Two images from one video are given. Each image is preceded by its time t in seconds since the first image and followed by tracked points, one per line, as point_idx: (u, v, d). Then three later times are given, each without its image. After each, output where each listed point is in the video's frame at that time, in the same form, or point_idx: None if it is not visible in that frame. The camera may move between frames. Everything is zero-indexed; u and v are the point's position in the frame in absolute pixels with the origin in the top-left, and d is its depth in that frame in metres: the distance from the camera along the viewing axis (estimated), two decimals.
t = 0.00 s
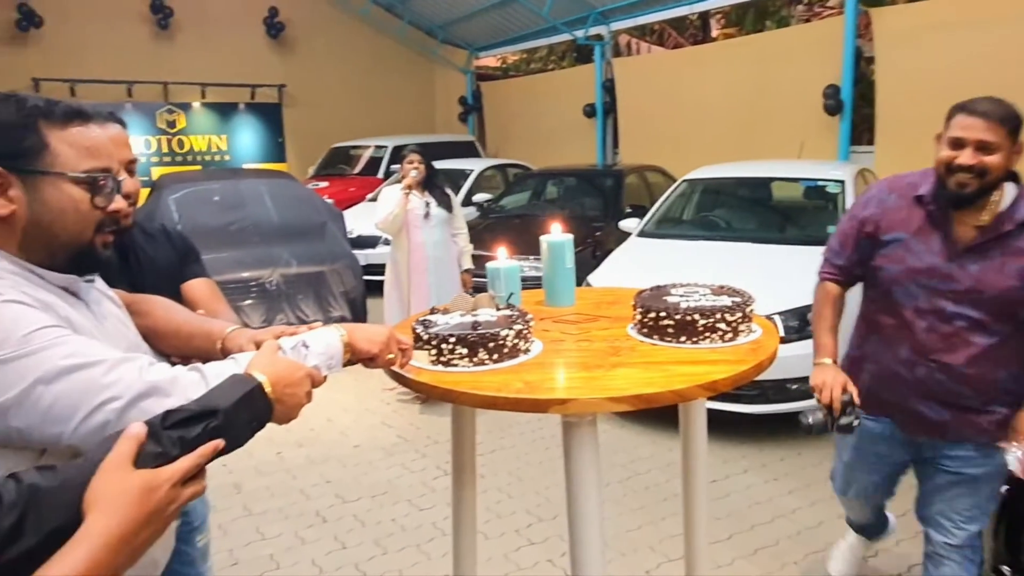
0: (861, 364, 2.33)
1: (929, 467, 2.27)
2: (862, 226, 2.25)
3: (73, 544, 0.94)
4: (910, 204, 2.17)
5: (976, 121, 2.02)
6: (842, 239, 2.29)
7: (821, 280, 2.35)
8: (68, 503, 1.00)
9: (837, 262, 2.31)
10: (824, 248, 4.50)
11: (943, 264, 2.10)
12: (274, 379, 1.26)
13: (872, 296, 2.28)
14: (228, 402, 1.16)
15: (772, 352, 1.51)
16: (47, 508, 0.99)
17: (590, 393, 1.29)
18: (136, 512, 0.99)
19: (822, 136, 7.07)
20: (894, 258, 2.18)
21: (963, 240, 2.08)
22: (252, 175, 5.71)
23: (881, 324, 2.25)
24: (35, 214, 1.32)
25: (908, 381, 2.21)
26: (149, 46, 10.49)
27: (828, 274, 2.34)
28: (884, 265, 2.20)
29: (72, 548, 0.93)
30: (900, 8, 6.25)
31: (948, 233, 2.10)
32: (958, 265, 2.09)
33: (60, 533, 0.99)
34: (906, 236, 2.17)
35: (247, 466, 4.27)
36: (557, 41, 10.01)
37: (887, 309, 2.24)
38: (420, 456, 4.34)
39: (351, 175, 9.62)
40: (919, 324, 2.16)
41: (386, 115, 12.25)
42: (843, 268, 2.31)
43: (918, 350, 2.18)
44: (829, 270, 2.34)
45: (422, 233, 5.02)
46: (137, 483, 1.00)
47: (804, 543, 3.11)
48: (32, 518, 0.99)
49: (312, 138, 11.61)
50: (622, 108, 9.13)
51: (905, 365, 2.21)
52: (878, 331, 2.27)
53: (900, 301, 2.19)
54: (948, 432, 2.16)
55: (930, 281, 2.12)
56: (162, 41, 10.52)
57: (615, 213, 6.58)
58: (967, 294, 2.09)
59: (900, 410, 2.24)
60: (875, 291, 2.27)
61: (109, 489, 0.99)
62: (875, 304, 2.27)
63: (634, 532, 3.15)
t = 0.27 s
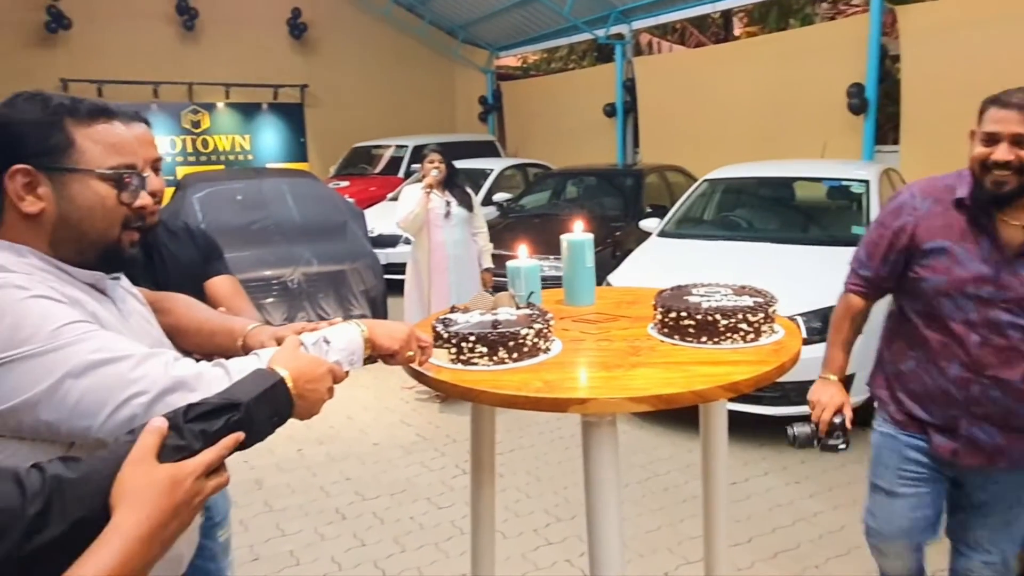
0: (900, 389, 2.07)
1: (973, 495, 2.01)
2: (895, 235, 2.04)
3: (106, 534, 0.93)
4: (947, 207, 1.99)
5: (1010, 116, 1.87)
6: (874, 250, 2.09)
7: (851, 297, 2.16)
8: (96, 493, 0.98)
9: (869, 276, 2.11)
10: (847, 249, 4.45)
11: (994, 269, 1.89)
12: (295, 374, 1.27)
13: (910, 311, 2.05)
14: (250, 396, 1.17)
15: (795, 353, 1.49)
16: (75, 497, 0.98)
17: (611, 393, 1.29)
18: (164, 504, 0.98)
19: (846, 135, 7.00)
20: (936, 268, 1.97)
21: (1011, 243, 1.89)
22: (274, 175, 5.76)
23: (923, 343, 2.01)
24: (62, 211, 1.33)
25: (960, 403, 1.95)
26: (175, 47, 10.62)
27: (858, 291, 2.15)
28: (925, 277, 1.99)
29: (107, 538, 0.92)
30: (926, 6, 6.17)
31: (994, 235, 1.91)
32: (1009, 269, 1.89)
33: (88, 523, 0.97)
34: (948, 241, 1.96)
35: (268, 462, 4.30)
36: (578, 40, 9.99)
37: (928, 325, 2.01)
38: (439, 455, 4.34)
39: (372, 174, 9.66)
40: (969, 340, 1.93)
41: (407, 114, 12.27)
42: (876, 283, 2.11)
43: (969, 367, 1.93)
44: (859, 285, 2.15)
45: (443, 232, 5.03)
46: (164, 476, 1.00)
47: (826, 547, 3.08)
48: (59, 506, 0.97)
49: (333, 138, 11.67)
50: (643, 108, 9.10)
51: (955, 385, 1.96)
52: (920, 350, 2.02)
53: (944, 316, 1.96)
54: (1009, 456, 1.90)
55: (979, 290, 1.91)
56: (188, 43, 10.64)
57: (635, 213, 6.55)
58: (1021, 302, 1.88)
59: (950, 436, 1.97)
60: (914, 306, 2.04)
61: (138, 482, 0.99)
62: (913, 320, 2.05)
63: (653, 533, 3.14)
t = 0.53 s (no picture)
0: (933, 411, 1.86)
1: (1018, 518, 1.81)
2: (915, 245, 1.87)
3: (135, 528, 0.92)
4: (973, 213, 1.80)
5: None
6: (893, 263, 1.92)
7: (871, 312, 2.00)
8: (121, 489, 0.99)
9: (890, 290, 1.94)
10: (869, 250, 4.41)
11: None
12: (315, 370, 1.28)
13: (938, 326, 1.86)
14: (271, 392, 1.18)
15: (817, 353, 1.48)
16: (99, 492, 0.99)
17: (630, 392, 1.28)
18: (190, 497, 0.98)
19: (867, 135, 6.93)
20: (966, 280, 1.78)
21: None
22: (294, 174, 5.78)
23: (955, 360, 1.82)
24: (86, 209, 1.35)
25: (1003, 424, 1.75)
26: (198, 48, 10.71)
27: (878, 306, 1.99)
28: (952, 289, 1.80)
29: (137, 531, 0.91)
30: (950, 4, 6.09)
31: None
32: None
33: (113, 519, 0.98)
34: (978, 251, 1.77)
35: (287, 460, 4.33)
36: (597, 40, 9.97)
37: (959, 341, 1.81)
38: (456, 454, 4.35)
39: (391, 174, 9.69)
40: (1007, 358, 1.73)
41: (426, 114, 12.29)
42: (897, 297, 1.94)
43: (1010, 385, 1.74)
44: (878, 301, 1.98)
45: (462, 232, 5.03)
46: (188, 470, 1.00)
47: (846, 551, 3.05)
48: (82, 501, 0.98)
49: (353, 138, 11.73)
50: (662, 108, 9.06)
51: (995, 405, 1.76)
52: (952, 369, 1.82)
53: (977, 331, 1.77)
54: None
55: (1015, 303, 1.72)
56: (210, 44, 10.73)
57: (654, 213, 6.53)
58: None
59: (994, 460, 1.76)
60: (941, 321, 1.85)
61: (162, 476, 0.98)
62: (940, 336, 1.85)
63: (671, 535, 3.12)
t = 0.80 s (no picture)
0: (957, 450, 1.63)
1: None
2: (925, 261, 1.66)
3: (163, 527, 0.92)
4: (990, 227, 1.57)
5: None
6: (903, 281, 1.72)
7: (884, 334, 1.81)
8: (148, 482, 1.00)
9: (901, 310, 1.75)
10: (889, 250, 4.37)
11: None
12: (334, 363, 1.28)
13: (955, 353, 1.63)
14: (291, 387, 1.19)
15: (837, 355, 1.47)
16: (126, 485, 1.00)
17: (648, 391, 1.28)
18: (217, 494, 0.98)
19: (888, 134, 6.86)
20: (982, 302, 1.55)
21: None
22: (313, 173, 5.82)
23: (976, 392, 1.59)
24: (110, 207, 1.36)
25: None
26: (219, 48, 10.79)
27: (891, 328, 1.80)
28: (967, 312, 1.58)
29: (167, 529, 0.91)
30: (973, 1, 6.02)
31: None
32: None
33: (138, 512, 0.99)
34: (995, 272, 1.54)
35: (305, 456, 4.35)
36: (615, 39, 9.95)
37: (979, 371, 1.58)
38: (472, 452, 4.35)
39: (409, 173, 9.72)
40: None
41: (443, 114, 12.30)
42: (911, 318, 1.75)
43: None
44: (891, 322, 1.79)
45: (480, 231, 5.04)
46: (213, 467, 1.00)
47: (864, 555, 3.02)
48: (109, 493, 0.99)
49: (371, 137, 11.77)
50: (681, 107, 9.03)
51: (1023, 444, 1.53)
52: (974, 402, 1.60)
53: (999, 359, 1.54)
54: None
55: None
56: (231, 44, 10.80)
57: (671, 213, 6.51)
58: None
59: None
60: (956, 347, 1.62)
61: (187, 472, 0.99)
62: (958, 365, 1.62)
63: (688, 535, 3.11)
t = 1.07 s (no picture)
0: (968, 477, 1.54)
1: None
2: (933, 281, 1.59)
3: (187, 516, 0.93)
4: (997, 243, 1.50)
5: None
6: (911, 302, 1.65)
7: (896, 356, 1.73)
8: (169, 472, 1.01)
9: (911, 331, 1.68)
10: (909, 252, 4.33)
11: None
12: (349, 352, 1.29)
13: (965, 378, 1.54)
14: (308, 376, 1.19)
15: (856, 355, 1.46)
16: (147, 475, 1.00)
17: (665, 390, 1.28)
18: (238, 484, 0.99)
19: (909, 135, 6.79)
20: (989, 322, 1.47)
21: None
22: (332, 173, 5.86)
23: (986, 416, 1.50)
24: (129, 204, 1.38)
25: None
26: (239, 48, 10.88)
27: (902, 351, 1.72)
28: (975, 333, 1.50)
29: (190, 520, 0.93)
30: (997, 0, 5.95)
31: None
32: None
33: (159, 501, 1.00)
34: (1003, 289, 1.47)
35: (322, 454, 4.38)
36: (633, 39, 9.91)
37: (989, 394, 1.49)
38: (488, 452, 4.36)
39: (426, 173, 9.74)
40: None
41: (461, 113, 12.32)
42: (922, 340, 1.67)
43: None
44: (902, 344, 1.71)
45: (497, 230, 5.05)
46: (235, 456, 1.01)
47: (882, 559, 3.00)
48: (130, 483, 1.00)
49: (388, 136, 11.81)
50: (700, 107, 8.98)
51: None
52: (988, 428, 1.51)
53: (1009, 382, 1.45)
54: None
55: None
56: (252, 45, 10.88)
57: (689, 214, 6.48)
58: None
59: None
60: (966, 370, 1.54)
61: (209, 462, 1.00)
62: (968, 390, 1.53)
63: (703, 537, 3.10)
